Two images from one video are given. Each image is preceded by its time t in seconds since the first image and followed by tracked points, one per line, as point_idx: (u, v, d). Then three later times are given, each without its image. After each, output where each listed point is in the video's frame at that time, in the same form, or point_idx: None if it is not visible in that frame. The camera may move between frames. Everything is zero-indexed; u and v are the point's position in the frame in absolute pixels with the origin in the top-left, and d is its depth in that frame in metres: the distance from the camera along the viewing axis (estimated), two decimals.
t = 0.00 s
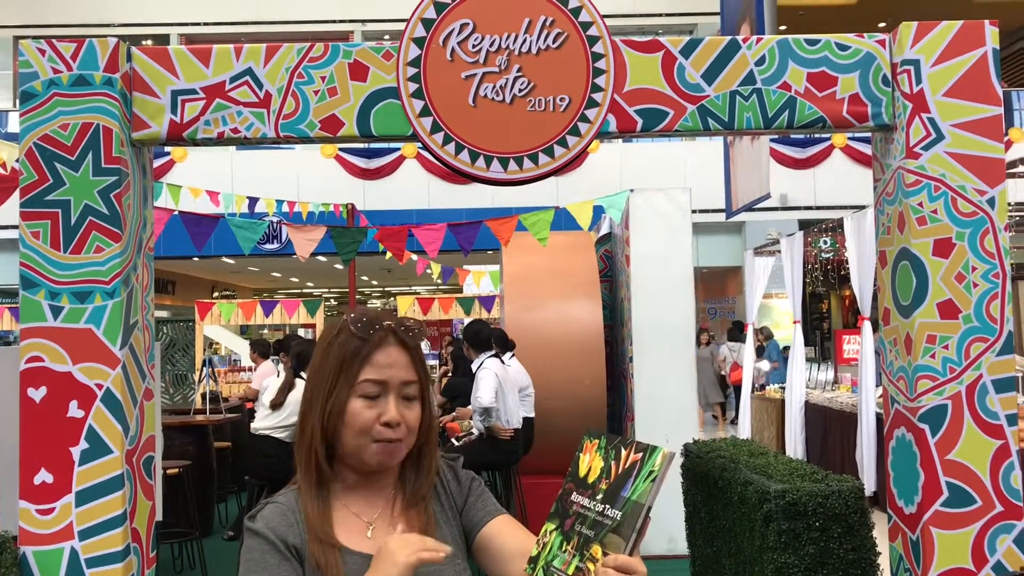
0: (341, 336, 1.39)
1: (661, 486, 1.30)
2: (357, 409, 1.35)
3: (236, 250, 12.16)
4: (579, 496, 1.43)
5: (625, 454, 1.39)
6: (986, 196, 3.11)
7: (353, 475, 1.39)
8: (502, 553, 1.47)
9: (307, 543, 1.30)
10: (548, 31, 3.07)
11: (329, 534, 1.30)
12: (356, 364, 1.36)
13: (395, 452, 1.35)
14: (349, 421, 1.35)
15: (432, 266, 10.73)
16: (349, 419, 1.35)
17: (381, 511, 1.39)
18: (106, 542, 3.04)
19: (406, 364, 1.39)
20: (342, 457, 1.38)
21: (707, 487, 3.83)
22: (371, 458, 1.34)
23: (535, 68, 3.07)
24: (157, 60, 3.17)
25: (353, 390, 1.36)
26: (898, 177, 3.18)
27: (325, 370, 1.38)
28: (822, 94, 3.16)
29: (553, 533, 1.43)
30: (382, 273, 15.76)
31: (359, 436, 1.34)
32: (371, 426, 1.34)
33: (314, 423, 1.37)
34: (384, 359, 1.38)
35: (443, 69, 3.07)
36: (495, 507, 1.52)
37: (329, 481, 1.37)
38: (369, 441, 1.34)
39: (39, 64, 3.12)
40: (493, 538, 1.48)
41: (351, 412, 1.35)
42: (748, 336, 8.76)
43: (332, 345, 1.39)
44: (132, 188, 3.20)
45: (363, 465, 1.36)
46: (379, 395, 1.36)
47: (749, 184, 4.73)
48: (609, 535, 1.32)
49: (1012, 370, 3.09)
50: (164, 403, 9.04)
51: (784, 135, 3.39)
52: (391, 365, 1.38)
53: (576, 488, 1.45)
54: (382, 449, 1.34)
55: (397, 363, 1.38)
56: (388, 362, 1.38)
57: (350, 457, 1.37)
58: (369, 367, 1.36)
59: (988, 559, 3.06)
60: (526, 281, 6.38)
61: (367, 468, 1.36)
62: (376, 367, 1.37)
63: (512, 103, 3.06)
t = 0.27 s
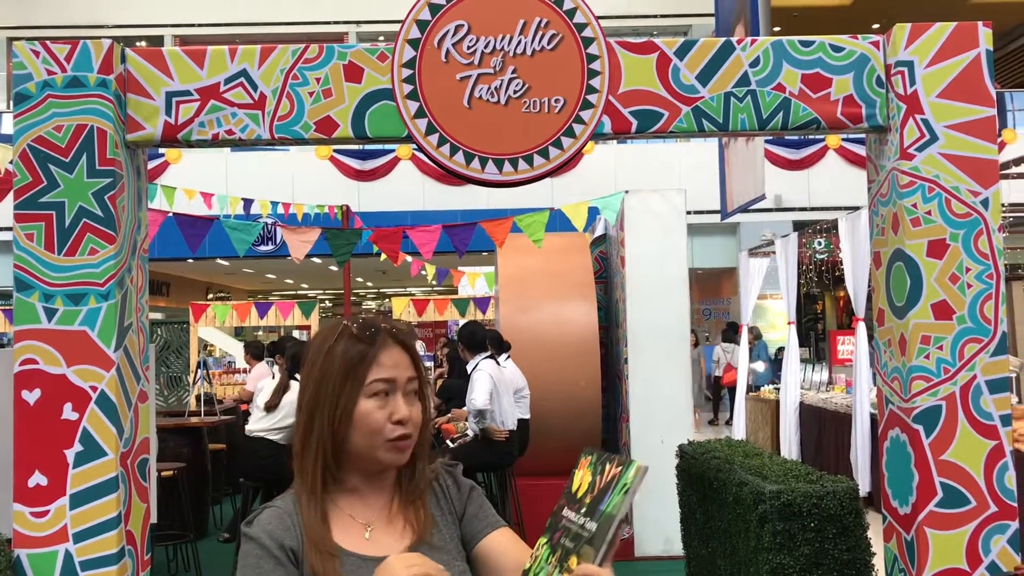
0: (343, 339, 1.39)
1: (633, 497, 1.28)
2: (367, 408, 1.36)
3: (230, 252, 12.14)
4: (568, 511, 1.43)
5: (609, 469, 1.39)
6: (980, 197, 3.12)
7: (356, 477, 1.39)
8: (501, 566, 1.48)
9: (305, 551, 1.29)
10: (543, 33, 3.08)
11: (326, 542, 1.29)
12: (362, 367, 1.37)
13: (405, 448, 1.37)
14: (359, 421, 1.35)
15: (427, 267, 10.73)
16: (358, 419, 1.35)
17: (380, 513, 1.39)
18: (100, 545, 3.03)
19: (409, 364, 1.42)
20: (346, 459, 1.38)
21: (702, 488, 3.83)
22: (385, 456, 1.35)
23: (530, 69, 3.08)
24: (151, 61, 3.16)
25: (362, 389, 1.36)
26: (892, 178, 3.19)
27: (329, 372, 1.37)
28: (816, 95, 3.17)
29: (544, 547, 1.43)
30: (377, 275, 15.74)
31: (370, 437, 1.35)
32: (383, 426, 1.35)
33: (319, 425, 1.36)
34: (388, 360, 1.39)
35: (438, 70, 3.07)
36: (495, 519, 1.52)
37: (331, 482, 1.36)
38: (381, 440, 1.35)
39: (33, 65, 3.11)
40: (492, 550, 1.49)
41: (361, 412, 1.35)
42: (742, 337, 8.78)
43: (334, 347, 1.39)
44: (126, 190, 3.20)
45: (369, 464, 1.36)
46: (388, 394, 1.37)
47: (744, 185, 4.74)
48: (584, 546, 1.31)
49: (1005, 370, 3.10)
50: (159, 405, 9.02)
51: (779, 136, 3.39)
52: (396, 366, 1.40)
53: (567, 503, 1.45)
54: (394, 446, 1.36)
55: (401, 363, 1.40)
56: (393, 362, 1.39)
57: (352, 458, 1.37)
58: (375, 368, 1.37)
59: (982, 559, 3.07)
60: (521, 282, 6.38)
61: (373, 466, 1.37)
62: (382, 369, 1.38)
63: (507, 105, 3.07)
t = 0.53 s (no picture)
0: (329, 333, 1.40)
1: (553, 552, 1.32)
2: (359, 388, 1.35)
3: (227, 250, 12.13)
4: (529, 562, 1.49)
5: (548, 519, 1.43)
6: (977, 195, 3.13)
7: (368, 465, 1.37)
8: None
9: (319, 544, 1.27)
10: (540, 30, 3.07)
11: (339, 531, 1.28)
12: (348, 351, 1.37)
13: (404, 425, 1.34)
14: (354, 403, 1.34)
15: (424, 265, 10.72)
16: (352, 402, 1.34)
17: (393, 501, 1.37)
18: (97, 543, 3.02)
19: (398, 342, 1.41)
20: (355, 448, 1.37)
21: (700, 486, 3.83)
22: (383, 435, 1.33)
23: (527, 67, 3.07)
24: (148, 59, 3.16)
25: (351, 370, 1.36)
26: (889, 176, 3.19)
27: (319, 363, 1.38)
28: (813, 93, 3.17)
29: None
30: (373, 273, 15.72)
31: (366, 416, 1.33)
32: (376, 404, 1.33)
33: (318, 412, 1.35)
34: (375, 341, 1.39)
35: (435, 68, 3.06)
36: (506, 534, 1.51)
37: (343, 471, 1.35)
38: (376, 418, 1.33)
39: (29, 63, 3.10)
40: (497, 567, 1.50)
41: (354, 394, 1.35)
42: (739, 335, 8.79)
43: (322, 342, 1.40)
44: (123, 187, 3.19)
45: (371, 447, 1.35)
46: (378, 371, 1.37)
47: (741, 183, 4.74)
48: None
49: (1003, 367, 3.11)
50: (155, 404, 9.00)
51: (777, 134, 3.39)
52: (383, 344, 1.39)
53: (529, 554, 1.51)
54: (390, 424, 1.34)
55: (389, 342, 1.40)
56: (380, 341, 1.39)
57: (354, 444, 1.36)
58: (360, 348, 1.38)
59: (980, 556, 3.08)
60: (518, 280, 6.38)
61: (375, 448, 1.35)
62: (368, 348, 1.38)
63: (504, 102, 3.06)
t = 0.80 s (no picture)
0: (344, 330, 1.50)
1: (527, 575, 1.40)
2: (361, 380, 1.43)
3: (225, 246, 12.11)
4: None
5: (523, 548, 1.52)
6: (976, 190, 3.13)
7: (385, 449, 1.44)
8: None
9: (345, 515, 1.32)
10: (539, 25, 3.07)
11: (365, 504, 1.33)
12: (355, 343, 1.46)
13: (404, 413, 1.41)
14: (358, 394, 1.42)
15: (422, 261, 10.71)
16: (357, 393, 1.43)
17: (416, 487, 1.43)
18: (95, 538, 3.02)
19: (402, 331, 1.47)
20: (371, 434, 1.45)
21: (698, 481, 3.84)
22: (383, 424, 1.40)
23: (526, 61, 3.07)
24: (146, 53, 3.15)
25: (355, 363, 1.45)
26: (888, 171, 3.19)
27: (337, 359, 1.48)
28: (813, 88, 3.17)
29: None
30: (371, 269, 15.70)
31: (368, 404, 1.41)
32: (375, 393, 1.41)
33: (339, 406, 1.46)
34: (378, 332, 1.46)
35: (434, 62, 3.05)
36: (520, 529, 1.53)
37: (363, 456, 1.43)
38: (377, 409, 1.41)
39: (26, 56, 3.09)
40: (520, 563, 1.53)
41: (358, 386, 1.43)
42: (737, 331, 8.79)
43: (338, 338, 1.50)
44: (121, 181, 3.18)
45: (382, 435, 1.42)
46: (380, 362, 1.44)
47: (740, 179, 4.74)
48: None
49: (1001, 363, 3.11)
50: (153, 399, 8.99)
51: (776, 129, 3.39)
52: (387, 334, 1.46)
53: None
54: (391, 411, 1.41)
55: (391, 332, 1.46)
56: (382, 332, 1.46)
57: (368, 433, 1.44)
58: (365, 339, 1.46)
59: (977, 551, 3.08)
60: (516, 276, 6.37)
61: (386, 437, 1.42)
62: (372, 339, 1.46)
63: (502, 97, 3.06)
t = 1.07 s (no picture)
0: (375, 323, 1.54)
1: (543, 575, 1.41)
2: (390, 375, 1.46)
3: (223, 241, 12.10)
4: None
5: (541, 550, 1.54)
6: (975, 185, 3.13)
7: (411, 443, 1.47)
8: None
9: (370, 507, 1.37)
10: (538, 19, 3.06)
11: (389, 498, 1.38)
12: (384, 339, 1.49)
13: (432, 408, 1.43)
14: (387, 388, 1.45)
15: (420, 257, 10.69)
16: (385, 387, 1.46)
17: (441, 480, 1.47)
18: (93, 533, 3.01)
19: (431, 328, 1.49)
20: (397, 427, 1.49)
21: (696, 476, 3.84)
22: (411, 418, 1.43)
23: (525, 55, 3.06)
24: (144, 47, 3.14)
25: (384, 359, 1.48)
26: (887, 167, 3.19)
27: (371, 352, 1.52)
28: (812, 83, 3.16)
29: None
30: (369, 265, 15.71)
31: (395, 400, 1.44)
32: (403, 389, 1.43)
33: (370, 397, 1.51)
34: (407, 327, 1.49)
35: (432, 57, 3.04)
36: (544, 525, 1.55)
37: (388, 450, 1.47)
38: (404, 403, 1.43)
39: (23, 50, 3.08)
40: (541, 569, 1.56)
41: (387, 380, 1.46)
42: (735, 327, 8.80)
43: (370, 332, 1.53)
44: (118, 176, 3.17)
45: (410, 428, 1.45)
46: (408, 358, 1.47)
47: (739, 175, 4.74)
48: None
49: (1000, 358, 3.11)
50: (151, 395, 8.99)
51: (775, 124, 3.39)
52: (416, 331, 1.49)
53: None
54: (418, 407, 1.43)
55: (420, 328, 1.49)
56: (410, 329, 1.48)
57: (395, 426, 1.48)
58: (394, 335, 1.49)
59: (976, 547, 3.08)
60: (515, 272, 6.37)
61: (413, 430, 1.46)
62: (401, 335, 1.48)
63: (501, 91, 3.05)
